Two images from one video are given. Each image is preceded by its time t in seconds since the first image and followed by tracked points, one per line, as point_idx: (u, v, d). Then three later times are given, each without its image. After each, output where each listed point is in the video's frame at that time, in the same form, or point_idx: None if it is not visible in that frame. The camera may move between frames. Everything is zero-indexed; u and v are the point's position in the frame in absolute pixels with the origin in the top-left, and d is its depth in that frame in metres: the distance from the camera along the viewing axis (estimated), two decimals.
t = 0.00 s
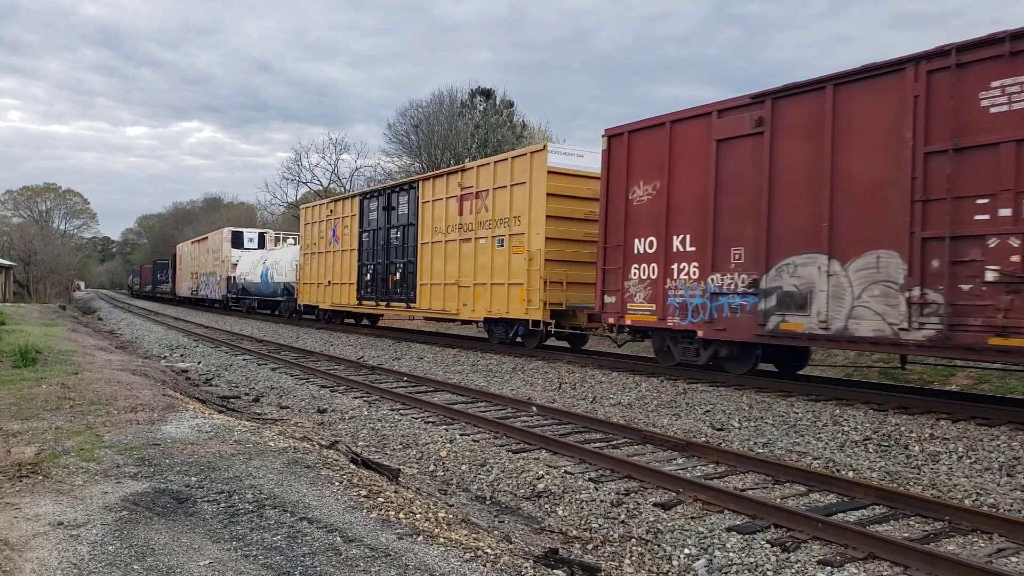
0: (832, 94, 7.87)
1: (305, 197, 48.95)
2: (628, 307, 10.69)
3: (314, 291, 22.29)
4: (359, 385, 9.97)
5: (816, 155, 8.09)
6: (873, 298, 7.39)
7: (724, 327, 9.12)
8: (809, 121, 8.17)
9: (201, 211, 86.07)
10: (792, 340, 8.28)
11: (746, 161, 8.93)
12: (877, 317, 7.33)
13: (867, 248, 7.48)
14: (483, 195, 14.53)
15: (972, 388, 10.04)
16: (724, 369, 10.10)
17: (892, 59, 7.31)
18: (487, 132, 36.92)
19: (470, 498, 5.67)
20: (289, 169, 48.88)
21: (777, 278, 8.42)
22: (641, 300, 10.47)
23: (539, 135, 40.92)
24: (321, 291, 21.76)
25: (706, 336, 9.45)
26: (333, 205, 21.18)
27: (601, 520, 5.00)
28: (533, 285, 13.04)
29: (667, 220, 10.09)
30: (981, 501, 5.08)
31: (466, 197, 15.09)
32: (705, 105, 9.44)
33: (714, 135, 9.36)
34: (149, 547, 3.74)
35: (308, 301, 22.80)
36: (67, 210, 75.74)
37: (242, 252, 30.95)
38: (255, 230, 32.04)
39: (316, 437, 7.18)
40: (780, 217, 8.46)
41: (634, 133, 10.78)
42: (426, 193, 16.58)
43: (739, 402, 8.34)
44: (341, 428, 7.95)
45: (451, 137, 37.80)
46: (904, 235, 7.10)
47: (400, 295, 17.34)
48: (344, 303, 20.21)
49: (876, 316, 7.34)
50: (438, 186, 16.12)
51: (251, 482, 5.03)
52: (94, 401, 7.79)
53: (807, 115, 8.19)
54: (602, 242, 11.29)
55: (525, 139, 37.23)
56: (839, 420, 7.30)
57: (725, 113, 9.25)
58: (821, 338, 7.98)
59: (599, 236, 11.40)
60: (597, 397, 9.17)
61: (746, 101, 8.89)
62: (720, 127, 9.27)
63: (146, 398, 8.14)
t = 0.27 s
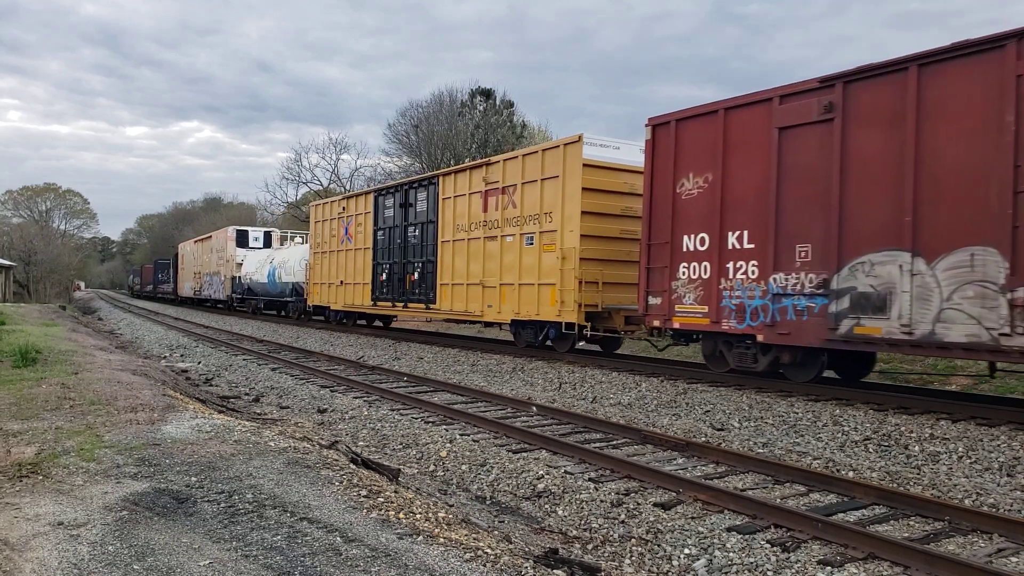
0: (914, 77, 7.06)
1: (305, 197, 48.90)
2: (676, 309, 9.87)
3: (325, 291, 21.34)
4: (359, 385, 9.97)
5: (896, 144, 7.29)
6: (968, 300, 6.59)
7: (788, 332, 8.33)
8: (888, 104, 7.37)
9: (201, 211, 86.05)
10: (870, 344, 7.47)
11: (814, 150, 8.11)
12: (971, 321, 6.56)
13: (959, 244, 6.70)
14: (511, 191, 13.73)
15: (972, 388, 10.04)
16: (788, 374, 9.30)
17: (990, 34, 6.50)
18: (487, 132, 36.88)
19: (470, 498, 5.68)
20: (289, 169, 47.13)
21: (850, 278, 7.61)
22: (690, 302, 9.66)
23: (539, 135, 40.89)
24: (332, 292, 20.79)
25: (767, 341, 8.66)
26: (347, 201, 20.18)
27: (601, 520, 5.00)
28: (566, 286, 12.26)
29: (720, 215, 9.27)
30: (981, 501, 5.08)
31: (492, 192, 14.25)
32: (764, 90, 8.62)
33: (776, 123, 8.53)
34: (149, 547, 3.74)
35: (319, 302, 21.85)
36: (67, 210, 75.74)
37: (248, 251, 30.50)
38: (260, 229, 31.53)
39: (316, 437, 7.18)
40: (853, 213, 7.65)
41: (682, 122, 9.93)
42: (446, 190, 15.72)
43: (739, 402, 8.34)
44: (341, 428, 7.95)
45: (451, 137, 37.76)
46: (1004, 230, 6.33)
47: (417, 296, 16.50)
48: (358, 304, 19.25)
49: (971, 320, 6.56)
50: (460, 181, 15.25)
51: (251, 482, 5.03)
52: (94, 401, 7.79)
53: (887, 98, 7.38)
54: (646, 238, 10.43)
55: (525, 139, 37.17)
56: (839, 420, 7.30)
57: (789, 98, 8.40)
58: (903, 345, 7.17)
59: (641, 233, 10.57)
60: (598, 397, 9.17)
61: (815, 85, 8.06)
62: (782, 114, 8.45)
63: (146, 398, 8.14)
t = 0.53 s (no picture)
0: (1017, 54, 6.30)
1: (305, 196, 48.84)
2: (735, 311, 9.06)
3: (337, 292, 20.43)
4: (360, 385, 9.97)
5: (992, 129, 6.52)
6: None
7: (863, 336, 7.57)
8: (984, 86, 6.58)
9: (201, 211, 86.04)
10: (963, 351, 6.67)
11: (894, 138, 7.33)
12: None
13: None
14: (541, 185, 12.87)
15: (972, 389, 10.03)
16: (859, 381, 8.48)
17: None
18: (488, 132, 36.85)
19: (470, 498, 5.67)
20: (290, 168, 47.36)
21: (937, 278, 6.83)
22: (749, 304, 8.88)
23: (539, 135, 40.87)
24: (346, 293, 19.90)
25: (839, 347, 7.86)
26: (360, 198, 19.28)
27: (601, 520, 5.00)
28: (605, 286, 11.42)
29: (783, 209, 8.46)
30: (981, 501, 5.07)
31: (519, 186, 13.39)
32: (836, 73, 7.83)
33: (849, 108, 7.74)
34: (149, 547, 3.74)
35: (330, 303, 20.94)
36: (67, 210, 75.74)
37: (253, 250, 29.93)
38: (267, 227, 30.90)
39: (316, 437, 7.18)
40: (940, 206, 6.87)
41: (739, 109, 9.14)
42: (468, 185, 14.85)
43: (739, 402, 8.34)
44: (341, 428, 7.95)
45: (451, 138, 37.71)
46: None
47: (437, 297, 15.65)
48: (373, 305, 18.35)
49: None
50: (484, 176, 14.39)
51: (251, 482, 5.02)
52: (94, 401, 7.79)
53: (980, 79, 6.62)
54: (697, 235, 9.65)
55: (525, 139, 37.13)
56: (839, 420, 7.29)
57: (864, 81, 7.61)
58: (1004, 352, 6.37)
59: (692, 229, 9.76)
60: (598, 396, 9.17)
61: (895, 66, 7.29)
62: (857, 98, 7.64)
63: (146, 398, 8.14)
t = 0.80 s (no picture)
0: None
1: (305, 196, 48.80)
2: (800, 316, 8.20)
3: (348, 292, 19.67)
4: (359, 385, 9.97)
5: None
6: None
7: (954, 342, 6.73)
8: None
9: (201, 211, 86.04)
10: None
11: (991, 123, 6.50)
12: None
13: None
14: (576, 179, 12.15)
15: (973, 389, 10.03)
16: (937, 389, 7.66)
17: None
18: (488, 132, 36.90)
19: (470, 498, 5.67)
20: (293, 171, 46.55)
21: None
22: (817, 305, 8.01)
23: (539, 135, 40.86)
24: (358, 293, 19.10)
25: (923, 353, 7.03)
26: (374, 195, 18.50)
27: (601, 520, 5.00)
28: (648, 286, 10.68)
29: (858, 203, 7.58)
30: (981, 501, 5.08)
31: (551, 181, 12.65)
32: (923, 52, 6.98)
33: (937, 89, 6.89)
34: (149, 547, 3.74)
35: (341, 303, 20.18)
36: (67, 210, 75.75)
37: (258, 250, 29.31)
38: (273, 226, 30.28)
39: (316, 437, 7.18)
40: None
41: (803, 93, 8.24)
42: (494, 180, 14.12)
43: (739, 402, 8.34)
44: (341, 428, 7.95)
45: (451, 138, 37.66)
46: None
47: (461, 297, 14.92)
48: (389, 306, 17.60)
49: None
50: (511, 170, 13.67)
51: (251, 482, 5.02)
52: (94, 401, 7.79)
53: None
54: (754, 233, 8.77)
55: (525, 139, 37.14)
56: (839, 420, 7.29)
57: (955, 60, 6.78)
58: None
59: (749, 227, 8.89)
60: (597, 396, 9.17)
61: (992, 43, 6.47)
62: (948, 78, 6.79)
63: (145, 398, 8.14)
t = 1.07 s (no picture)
0: None
1: (305, 196, 48.78)
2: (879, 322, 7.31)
3: (362, 293, 18.87)
4: (359, 385, 9.97)
5: None
6: None
7: None
8: None
9: (201, 211, 86.05)
10: None
11: None
12: None
13: None
14: (614, 171, 11.21)
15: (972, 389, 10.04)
16: None
17: None
18: (488, 132, 36.96)
19: (470, 498, 5.67)
20: (290, 168, 46.62)
21: None
22: (898, 308, 7.15)
23: (539, 136, 40.85)
24: (373, 293, 18.30)
25: None
26: (390, 191, 17.70)
27: (601, 520, 5.00)
28: (698, 287, 9.76)
29: (952, 195, 6.71)
30: (981, 501, 5.08)
31: (586, 174, 11.73)
32: None
33: None
34: (149, 547, 3.74)
35: (354, 304, 19.38)
36: (67, 210, 75.77)
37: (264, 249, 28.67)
38: (280, 224, 29.62)
39: (316, 437, 7.19)
40: None
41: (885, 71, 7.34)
42: (522, 175, 13.23)
43: (739, 402, 8.33)
44: (341, 428, 7.95)
45: (451, 137, 37.60)
46: None
47: (486, 298, 14.08)
48: (406, 307, 16.79)
49: None
50: (541, 164, 12.77)
51: (251, 482, 5.03)
52: (94, 401, 7.79)
53: None
54: (824, 227, 7.82)
55: (525, 139, 37.16)
56: (839, 420, 7.29)
57: None
58: None
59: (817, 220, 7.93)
60: (597, 397, 9.17)
61: None
62: None
63: (145, 398, 8.14)
